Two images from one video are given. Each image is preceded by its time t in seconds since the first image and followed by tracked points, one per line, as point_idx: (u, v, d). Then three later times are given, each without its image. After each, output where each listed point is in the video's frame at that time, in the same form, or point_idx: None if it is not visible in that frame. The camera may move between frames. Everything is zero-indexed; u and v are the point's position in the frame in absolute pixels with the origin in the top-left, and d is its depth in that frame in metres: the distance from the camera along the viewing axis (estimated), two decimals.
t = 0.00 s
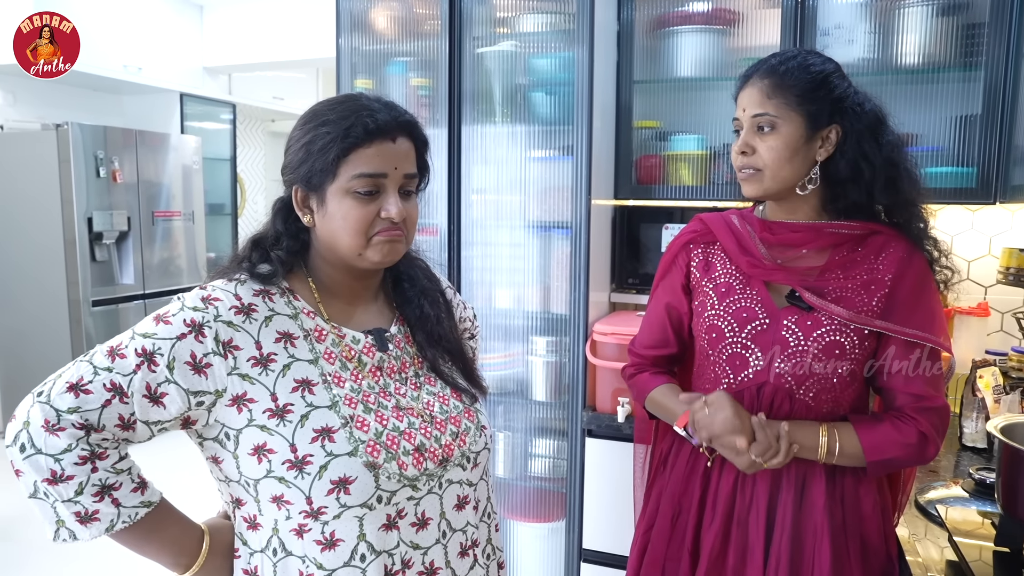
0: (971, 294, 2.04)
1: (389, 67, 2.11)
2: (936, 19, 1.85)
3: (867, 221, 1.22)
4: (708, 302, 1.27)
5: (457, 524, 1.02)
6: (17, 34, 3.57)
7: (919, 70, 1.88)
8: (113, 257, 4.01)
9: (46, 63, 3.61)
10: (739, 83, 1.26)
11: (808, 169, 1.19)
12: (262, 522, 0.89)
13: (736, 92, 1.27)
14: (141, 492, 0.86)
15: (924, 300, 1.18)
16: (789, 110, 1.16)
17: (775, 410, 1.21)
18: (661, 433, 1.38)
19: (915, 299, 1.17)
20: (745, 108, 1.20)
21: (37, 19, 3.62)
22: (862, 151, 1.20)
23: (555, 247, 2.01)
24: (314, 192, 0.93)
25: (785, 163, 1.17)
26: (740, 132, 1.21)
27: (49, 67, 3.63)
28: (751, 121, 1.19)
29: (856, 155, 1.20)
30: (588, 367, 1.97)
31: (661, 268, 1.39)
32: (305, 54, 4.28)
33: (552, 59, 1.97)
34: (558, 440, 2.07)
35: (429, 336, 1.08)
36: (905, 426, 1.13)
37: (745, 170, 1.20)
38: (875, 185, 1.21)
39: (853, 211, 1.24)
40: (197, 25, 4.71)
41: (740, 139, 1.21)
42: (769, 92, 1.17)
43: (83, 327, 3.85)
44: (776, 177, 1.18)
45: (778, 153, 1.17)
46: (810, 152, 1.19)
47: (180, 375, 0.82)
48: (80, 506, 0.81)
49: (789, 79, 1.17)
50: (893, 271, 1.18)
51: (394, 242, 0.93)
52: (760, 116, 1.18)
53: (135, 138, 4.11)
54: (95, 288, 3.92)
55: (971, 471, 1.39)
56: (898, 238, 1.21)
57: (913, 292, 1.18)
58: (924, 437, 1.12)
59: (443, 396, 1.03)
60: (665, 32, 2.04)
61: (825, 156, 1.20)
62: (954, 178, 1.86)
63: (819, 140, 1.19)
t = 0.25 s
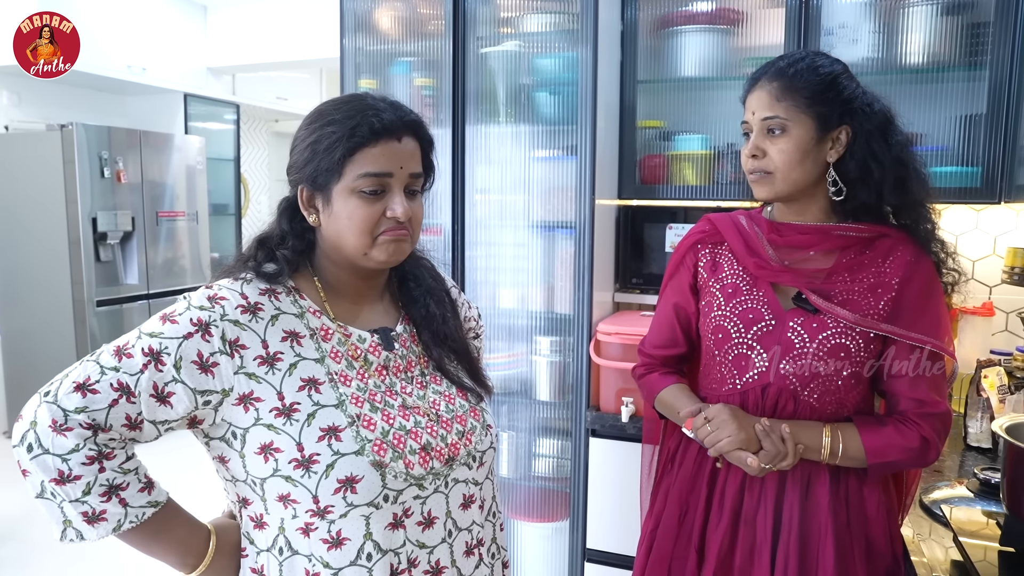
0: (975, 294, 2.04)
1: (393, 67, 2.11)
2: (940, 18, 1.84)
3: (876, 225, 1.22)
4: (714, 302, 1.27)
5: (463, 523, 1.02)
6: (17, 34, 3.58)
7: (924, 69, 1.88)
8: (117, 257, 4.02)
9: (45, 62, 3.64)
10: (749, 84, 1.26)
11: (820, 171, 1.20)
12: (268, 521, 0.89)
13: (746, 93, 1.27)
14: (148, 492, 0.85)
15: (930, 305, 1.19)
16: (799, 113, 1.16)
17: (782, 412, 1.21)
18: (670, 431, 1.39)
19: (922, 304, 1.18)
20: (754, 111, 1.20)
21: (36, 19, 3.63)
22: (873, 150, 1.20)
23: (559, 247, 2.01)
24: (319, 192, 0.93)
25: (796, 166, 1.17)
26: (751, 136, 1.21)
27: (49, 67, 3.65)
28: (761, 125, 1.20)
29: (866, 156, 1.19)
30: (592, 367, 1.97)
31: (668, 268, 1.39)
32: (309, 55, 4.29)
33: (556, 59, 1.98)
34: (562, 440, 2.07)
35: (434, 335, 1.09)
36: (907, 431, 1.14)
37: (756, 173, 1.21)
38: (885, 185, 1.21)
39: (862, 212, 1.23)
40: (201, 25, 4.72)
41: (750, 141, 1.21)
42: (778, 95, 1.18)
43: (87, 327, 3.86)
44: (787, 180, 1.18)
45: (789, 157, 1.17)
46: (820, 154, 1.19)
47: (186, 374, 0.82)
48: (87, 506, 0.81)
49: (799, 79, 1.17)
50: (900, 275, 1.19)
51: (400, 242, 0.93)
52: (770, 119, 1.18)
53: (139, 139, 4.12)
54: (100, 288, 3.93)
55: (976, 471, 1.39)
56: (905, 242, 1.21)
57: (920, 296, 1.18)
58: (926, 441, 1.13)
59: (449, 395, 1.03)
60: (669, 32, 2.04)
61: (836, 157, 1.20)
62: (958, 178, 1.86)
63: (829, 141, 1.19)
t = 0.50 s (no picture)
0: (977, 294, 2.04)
1: (394, 67, 2.11)
2: (942, 18, 1.85)
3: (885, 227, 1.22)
4: (719, 303, 1.27)
5: (466, 523, 1.02)
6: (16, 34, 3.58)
7: (925, 69, 1.88)
8: (118, 257, 4.02)
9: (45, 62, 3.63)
10: (757, 83, 1.26)
11: (829, 169, 1.20)
12: (271, 522, 0.89)
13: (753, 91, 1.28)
14: (151, 494, 0.86)
15: (934, 308, 1.18)
16: (809, 110, 1.17)
17: (785, 414, 1.21)
18: (672, 426, 1.39)
19: (927, 308, 1.18)
20: (763, 108, 1.20)
21: (36, 19, 3.64)
22: (883, 148, 1.20)
23: (561, 247, 2.01)
24: (321, 193, 0.94)
25: (806, 163, 1.17)
26: (759, 133, 1.21)
27: (49, 67, 3.64)
28: (770, 122, 1.19)
29: (877, 151, 1.20)
30: (593, 367, 1.98)
31: (673, 266, 1.39)
32: (311, 55, 4.29)
33: (557, 59, 1.98)
34: (563, 440, 2.07)
35: (437, 335, 1.09)
36: (907, 433, 1.14)
37: (765, 171, 1.20)
38: (895, 182, 1.22)
39: (871, 210, 1.23)
40: (202, 25, 4.72)
41: (758, 139, 1.21)
42: (786, 92, 1.18)
43: (88, 327, 3.86)
44: (796, 177, 1.18)
45: (799, 154, 1.17)
46: (830, 152, 1.19)
47: (189, 375, 0.82)
48: (90, 508, 0.82)
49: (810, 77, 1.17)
50: (907, 278, 1.18)
51: (402, 242, 0.93)
52: (779, 116, 1.18)
53: (141, 139, 4.12)
54: (101, 288, 3.93)
55: (977, 471, 1.39)
56: (914, 244, 1.20)
57: (926, 300, 1.18)
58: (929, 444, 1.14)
59: (452, 395, 1.03)
60: (670, 32, 2.04)
61: (845, 155, 1.20)
62: (959, 177, 1.86)
63: (839, 139, 1.19)
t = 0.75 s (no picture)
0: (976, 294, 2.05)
1: (394, 67, 2.11)
2: (941, 18, 1.85)
3: (891, 236, 1.21)
4: (720, 311, 1.28)
5: (467, 524, 1.03)
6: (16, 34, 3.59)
7: (924, 69, 1.88)
8: (118, 257, 4.02)
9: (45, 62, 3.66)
10: (763, 82, 1.26)
11: (836, 175, 1.20)
12: (271, 523, 0.89)
13: (757, 92, 1.27)
14: (150, 495, 0.86)
15: (936, 318, 1.18)
16: (817, 114, 1.16)
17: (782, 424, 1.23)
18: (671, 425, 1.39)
19: (929, 319, 1.18)
20: (771, 111, 1.20)
21: (36, 19, 3.64)
22: (892, 155, 1.20)
23: (560, 247, 2.01)
24: (320, 192, 0.94)
25: (814, 170, 1.17)
26: (767, 137, 1.20)
27: (49, 67, 3.69)
28: (779, 126, 1.19)
29: (886, 159, 1.20)
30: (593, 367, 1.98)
31: (675, 267, 1.39)
32: (310, 54, 4.29)
33: (557, 59, 1.98)
34: (563, 440, 2.07)
35: (439, 335, 1.09)
36: (900, 443, 1.15)
37: (770, 176, 1.20)
38: (903, 192, 1.21)
39: (878, 218, 1.23)
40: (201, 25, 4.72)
41: (764, 142, 1.21)
42: (795, 94, 1.17)
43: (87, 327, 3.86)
44: (803, 184, 1.18)
45: (807, 160, 1.16)
46: (838, 157, 1.19)
47: (188, 376, 0.82)
48: (89, 509, 0.82)
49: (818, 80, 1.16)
50: (909, 292, 1.18)
51: (401, 243, 0.93)
52: (789, 120, 1.17)
53: (140, 139, 4.12)
54: (100, 288, 3.93)
55: (976, 470, 1.39)
56: (920, 254, 1.20)
57: (927, 313, 1.18)
58: (925, 457, 1.15)
59: (453, 396, 1.03)
60: (670, 31, 2.04)
61: (854, 161, 1.20)
62: (958, 177, 1.86)
63: (848, 144, 1.19)
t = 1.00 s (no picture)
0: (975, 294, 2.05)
1: (393, 67, 2.11)
2: (940, 19, 1.85)
3: (885, 239, 1.20)
4: (716, 315, 1.27)
5: (469, 526, 1.02)
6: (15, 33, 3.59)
7: (923, 70, 1.88)
8: (116, 257, 4.01)
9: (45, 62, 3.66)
10: (763, 85, 1.24)
11: (835, 185, 1.20)
12: (272, 526, 0.89)
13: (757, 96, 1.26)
14: (149, 498, 0.85)
15: (927, 318, 1.17)
16: (823, 125, 1.16)
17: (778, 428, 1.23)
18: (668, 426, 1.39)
19: (923, 321, 1.17)
20: (774, 118, 1.19)
21: (35, 18, 3.64)
22: (890, 167, 1.20)
23: (559, 248, 2.01)
24: (320, 192, 0.93)
25: (816, 180, 1.17)
26: (770, 143, 1.19)
27: (50, 67, 3.66)
28: (784, 133, 1.18)
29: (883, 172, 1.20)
30: (593, 367, 1.98)
31: (669, 270, 1.38)
32: (309, 54, 4.29)
33: (556, 59, 1.97)
34: (562, 440, 2.07)
35: (440, 336, 1.09)
36: (890, 443, 1.14)
37: (771, 184, 1.19)
38: (899, 202, 1.21)
39: (872, 227, 1.24)
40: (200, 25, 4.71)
41: (767, 150, 1.19)
42: (801, 104, 1.16)
43: (86, 327, 3.85)
44: (805, 194, 1.18)
45: (811, 170, 1.16)
46: (839, 168, 1.19)
47: (188, 379, 0.82)
48: (87, 514, 0.81)
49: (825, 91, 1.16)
50: (902, 296, 1.17)
51: (400, 249, 0.94)
52: (795, 129, 1.17)
53: (139, 138, 4.12)
54: (98, 288, 3.93)
55: (975, 471, 1.39)
56: (913, 256, 1.19)
57: (920, 316, 1.17)
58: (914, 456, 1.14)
59: (454, 397, 1.03)
60: (670, 32, 2.04)
61: (852, 171, 1.21)
62: (958, 178, 1.86)
63: (848, 154, 1.19)
